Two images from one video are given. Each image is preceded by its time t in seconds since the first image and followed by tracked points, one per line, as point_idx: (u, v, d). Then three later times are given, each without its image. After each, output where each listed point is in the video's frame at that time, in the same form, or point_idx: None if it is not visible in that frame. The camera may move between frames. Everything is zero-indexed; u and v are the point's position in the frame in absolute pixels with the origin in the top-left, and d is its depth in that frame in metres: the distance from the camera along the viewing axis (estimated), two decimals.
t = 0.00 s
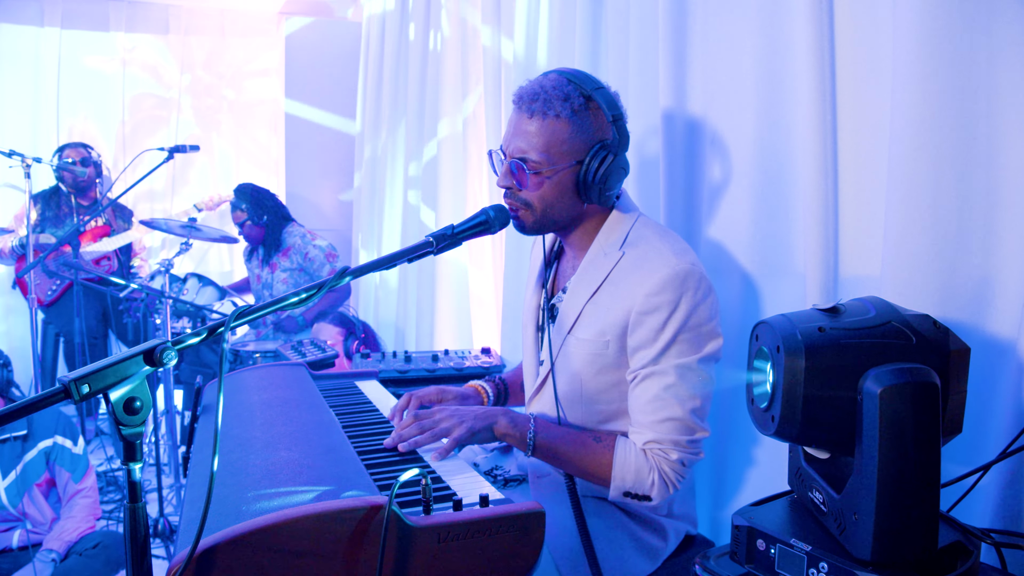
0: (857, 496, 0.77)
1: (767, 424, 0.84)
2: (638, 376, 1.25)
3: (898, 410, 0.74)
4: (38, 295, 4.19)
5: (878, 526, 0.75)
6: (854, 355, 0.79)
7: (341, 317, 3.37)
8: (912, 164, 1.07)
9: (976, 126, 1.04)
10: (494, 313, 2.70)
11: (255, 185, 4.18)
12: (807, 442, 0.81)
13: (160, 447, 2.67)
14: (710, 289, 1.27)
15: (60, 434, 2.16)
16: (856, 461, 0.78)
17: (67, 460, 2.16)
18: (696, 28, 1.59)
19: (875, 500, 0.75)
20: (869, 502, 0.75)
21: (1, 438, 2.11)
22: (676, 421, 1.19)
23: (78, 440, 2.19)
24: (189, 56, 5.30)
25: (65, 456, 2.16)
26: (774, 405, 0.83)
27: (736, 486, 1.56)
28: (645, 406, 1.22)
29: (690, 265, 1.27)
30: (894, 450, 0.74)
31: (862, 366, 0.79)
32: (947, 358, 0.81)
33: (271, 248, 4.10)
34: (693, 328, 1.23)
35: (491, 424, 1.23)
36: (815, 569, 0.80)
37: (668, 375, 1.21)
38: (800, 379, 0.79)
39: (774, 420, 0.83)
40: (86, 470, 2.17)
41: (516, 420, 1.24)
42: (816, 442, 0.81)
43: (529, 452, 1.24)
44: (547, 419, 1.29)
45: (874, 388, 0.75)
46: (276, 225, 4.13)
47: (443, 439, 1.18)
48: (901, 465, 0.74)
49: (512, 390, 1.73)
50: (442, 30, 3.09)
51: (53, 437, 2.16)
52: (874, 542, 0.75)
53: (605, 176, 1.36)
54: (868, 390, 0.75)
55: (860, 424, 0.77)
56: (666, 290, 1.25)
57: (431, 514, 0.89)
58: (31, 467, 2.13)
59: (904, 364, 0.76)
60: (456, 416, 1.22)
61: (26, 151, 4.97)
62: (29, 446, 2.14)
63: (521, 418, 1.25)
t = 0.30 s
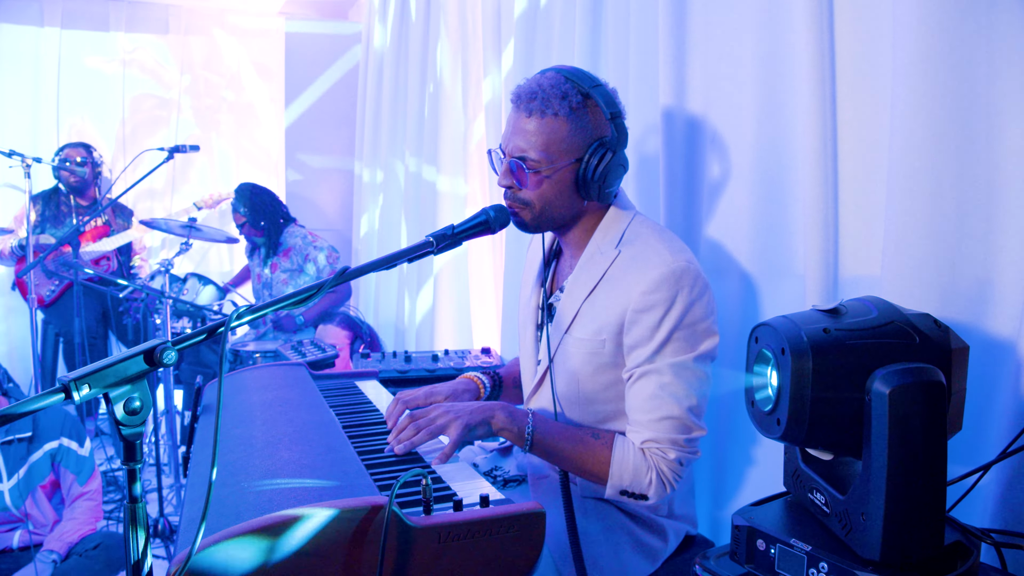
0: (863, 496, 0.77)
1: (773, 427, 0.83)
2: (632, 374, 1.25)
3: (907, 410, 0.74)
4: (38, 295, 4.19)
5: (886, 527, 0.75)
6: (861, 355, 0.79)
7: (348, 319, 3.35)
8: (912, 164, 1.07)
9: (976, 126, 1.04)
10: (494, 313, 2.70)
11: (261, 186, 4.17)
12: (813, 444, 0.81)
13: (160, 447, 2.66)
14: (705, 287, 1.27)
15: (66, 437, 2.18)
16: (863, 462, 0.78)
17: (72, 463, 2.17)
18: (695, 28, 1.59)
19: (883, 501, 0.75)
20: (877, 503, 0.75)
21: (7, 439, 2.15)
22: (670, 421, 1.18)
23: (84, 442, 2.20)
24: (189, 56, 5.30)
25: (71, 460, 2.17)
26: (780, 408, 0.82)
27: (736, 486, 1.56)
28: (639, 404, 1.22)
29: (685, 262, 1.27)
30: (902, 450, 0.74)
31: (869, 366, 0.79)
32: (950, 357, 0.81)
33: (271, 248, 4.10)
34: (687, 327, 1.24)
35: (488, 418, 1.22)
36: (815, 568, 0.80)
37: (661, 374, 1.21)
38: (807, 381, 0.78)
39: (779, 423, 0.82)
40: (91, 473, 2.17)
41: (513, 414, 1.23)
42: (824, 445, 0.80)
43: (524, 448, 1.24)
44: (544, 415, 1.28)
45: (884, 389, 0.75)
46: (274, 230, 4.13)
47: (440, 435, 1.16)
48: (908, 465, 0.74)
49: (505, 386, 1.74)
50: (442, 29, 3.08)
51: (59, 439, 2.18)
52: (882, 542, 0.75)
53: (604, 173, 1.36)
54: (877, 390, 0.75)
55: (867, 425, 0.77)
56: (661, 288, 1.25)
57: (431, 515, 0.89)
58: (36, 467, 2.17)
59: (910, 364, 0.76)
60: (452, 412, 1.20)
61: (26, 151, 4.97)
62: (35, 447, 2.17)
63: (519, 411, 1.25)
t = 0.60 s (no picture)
0: (870, 497, 0.77)
1: (779, 430, 0.83)
2: (631, 374, 1.25)
3: (915, 409, 0.74)
4: (38, 295, 4.18)
5: (895, 528, 0.74)
6: (866, 356, 0.79)
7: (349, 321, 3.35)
8: (912, 164, 1.07)
9: (975, 127, 1.04)
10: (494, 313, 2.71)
11: (263, 185, 4.19)
12: (820, 446, 0.80)
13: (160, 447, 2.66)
14: (700, 284, 1.27)
15: (77, 440, 2.17)
16: (871, 463, 0.78)
17: (82, 466, 2.16)
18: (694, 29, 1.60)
19: (892, 502, 0.74)
20: (886, 504, 0.75)
21: (19, 438, 2.10)
22: (669, 419, 1.19)
23: (94, 446, 2.20)
24: (189, 56, 5.30)
25: (81, 463, 2.16)
26: (787, 411, 0.81)
27: (736, 486, 1.56)
28: (639, 402, 1.22)
29: (679, 259, 1.28)
30: (910, 449, 0.74)
31: (876, 367, 0.79)
32: (951, 356, 0.81)
33: (276, 246, 4.12)
34: (684, 322, 1.24)
35: (490, 418, 1.21)
36: (815, 568, 0.80)
37: (658, 371, 1.21)
38: (815, 383, 0.78)
39: (786, 426, 0.81)
40: (99, 476, 2.19)
41: (516, 414, 1.22)
42: (830, 446, 0.80)
43: (528, 448, 1.23)
44: (546, 416, 1.28)
45: (892, 388, 0.75)
46: (280, 230, 4.14)
47: (440, 437, 1.17)
48: (916, 464, 0.74)
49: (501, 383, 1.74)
50: (442, 30, 3.09)
51: (70, 442, 2.16)
52: (891, 543, 0.74)
53: (602, 180, 1.36)
54: (885, 391, 0.75)
55: (875, 426, 0.77)
56: (656, 284, 1.25)
57: (431, 514, 0.89)
58: (46, 468, 2.13)
59: (916, 364, 0.76)
60: (452, 414, 1.20)
61: (26, 152, 4.97)
62: (48, 446, 2.13)
63: (521, 412, 1.24)
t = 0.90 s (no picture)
0: (877, 497, 0.77)
1: (786, 432, 0.82)
2: (631, 370, 1.25)
3: (924, 409, 0.74)
4: (38, 295, 4.18)
5: (904, 528, 0.74)
6: (872, 356, 0.78)
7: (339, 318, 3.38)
8: (913, 164, 1.07)
9: (975, 126, 1.04)
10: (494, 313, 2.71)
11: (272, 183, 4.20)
12: (828, 447, 0.80)
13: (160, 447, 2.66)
14: (696, 277, 1.27)
15: (84, 441, 2.19)
16: (879, 462, 0.78)
17: (86, 467, 2.17)
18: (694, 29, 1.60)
19: (901, 502, 0.74)
20: (895, 505, 0.75)
21: (29, 437, 2.08)
22: (669, 418, 1.18)
23: (99, 448, 2.22)
24: (189, 56, 5.30)
25: (86, 464, 2.18)
26: (794, 413, 0.81)
27: (736, 486, 1.56)
28: (643, 398, 1.22)
29: (674, 254, 1.28)
30: (919, 448, 0.74)
31: (883, 367, 0.79)
32: (953, 353, 0.82)
33: (283, 244, 4.09)
34: (682, 320, 1.24)
35: (498, 425, 1.23)
36: (815, 569, 0.80)
37: (660, 367, 1.21)
38: (825, 385, 0.77)
39: (794, 428, 0.81)
40: (102, 478, 2.20)
41: (523, 419, 1.24)
42: (838, 447, 0.80)
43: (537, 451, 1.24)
44: (553, 419, 1.28)
45: (902, 389, 0.74)
46: (288, 228, 4.12)
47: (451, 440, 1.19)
48: (925, 464, 0.74)
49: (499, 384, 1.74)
50: (442, 29, 3.09)
51: (78, 443, 2.17)
52: (900, 543, 0.74)
53: (599, 175, 1.36)
54: (894, 391, 0.75)
55: (884, 425, 0.77)
56: (651, 279, 1.25)
57: (431, 515, 0.89)
58: (53, 468, 2.12)
59: (922, 363, 0.76)
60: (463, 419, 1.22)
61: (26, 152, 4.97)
62: (56, 447, 2.13)
63: (528, 417, 1.25)
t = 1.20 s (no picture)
0: (884, 498, 0.77)
1: (793, 434, 0.82)
2: (634, 367, 1.25)
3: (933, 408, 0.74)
4: (38, 296, 4.18)
5: (911, 528, 0.74)
6: (878, 357, 0.78)
7: (344, 319, 3.37)
8: (912, 164, 1.07)
9: (975, 127, 1.04)
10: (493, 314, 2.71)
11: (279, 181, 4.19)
12: (836, 448, 0.80)
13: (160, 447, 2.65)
14: (693, 273, 1.27)
15: (84, 441, 2.19)
16: (886, 462, 0.78)
17: (85, 467, 2.17)
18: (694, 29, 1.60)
19: (909, 502, 0.74)
20: (902, 505, 0.75)
21: (28, 438, 2.08)
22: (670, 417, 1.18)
23: (98, 448, 2.22)
24: (189, 56, 5.30)
25: (85, 464, 2.17)
26: (802, 415, 0.80)
27: (736, 485, 1.56)
28: (650, 394, 1.21)
29: (671, 249, 1.28)
30: (927, 448, 0.74)
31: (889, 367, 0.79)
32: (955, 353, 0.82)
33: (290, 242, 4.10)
34: (682, 319, 1.24)
35: (507, 427, 1.18)
36: (815, 569, 0.80)
37: (666, 363, 1.20)
38: (834, 386, 0.77)
39: (801, 430, 0.80)
40: (102, 478, 2.19)
41: (532, 423, 1.21)
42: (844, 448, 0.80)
43: (547, 456, 1.21)
44: (560, 420, 1.26)
45: (909, 389, 0.74)
46: (294, 225, 4.13)
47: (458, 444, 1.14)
48: (932, 463, 0.74)
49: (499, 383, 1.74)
50: (442, 30, 3.09)
51: (77, 443, 2.17)
52: (907, 542, 0.75)
53: (596, 168, 1.37)
54: (902, 391, 0.75)
55: (892, 425, 0.76)
56: (649, 276, 1.25)
57: (431, 514, 0.89)
58: (52, 468, 2.12)
59: (929, 363, 0.76)
60: (470, 422, 1.18)
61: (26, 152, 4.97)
62: (56, 448, 2.13)
63: (537, 420, 1.22)
